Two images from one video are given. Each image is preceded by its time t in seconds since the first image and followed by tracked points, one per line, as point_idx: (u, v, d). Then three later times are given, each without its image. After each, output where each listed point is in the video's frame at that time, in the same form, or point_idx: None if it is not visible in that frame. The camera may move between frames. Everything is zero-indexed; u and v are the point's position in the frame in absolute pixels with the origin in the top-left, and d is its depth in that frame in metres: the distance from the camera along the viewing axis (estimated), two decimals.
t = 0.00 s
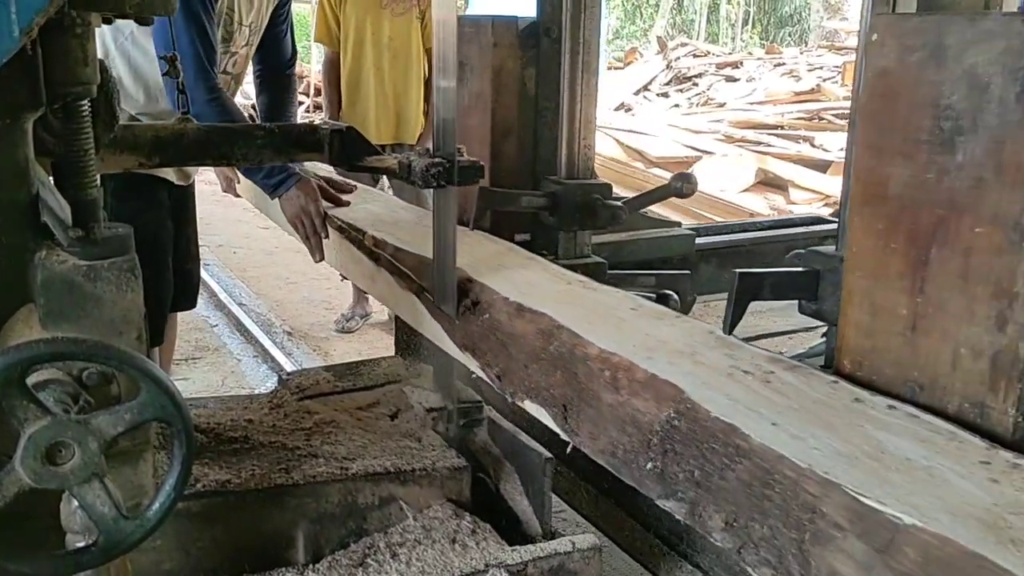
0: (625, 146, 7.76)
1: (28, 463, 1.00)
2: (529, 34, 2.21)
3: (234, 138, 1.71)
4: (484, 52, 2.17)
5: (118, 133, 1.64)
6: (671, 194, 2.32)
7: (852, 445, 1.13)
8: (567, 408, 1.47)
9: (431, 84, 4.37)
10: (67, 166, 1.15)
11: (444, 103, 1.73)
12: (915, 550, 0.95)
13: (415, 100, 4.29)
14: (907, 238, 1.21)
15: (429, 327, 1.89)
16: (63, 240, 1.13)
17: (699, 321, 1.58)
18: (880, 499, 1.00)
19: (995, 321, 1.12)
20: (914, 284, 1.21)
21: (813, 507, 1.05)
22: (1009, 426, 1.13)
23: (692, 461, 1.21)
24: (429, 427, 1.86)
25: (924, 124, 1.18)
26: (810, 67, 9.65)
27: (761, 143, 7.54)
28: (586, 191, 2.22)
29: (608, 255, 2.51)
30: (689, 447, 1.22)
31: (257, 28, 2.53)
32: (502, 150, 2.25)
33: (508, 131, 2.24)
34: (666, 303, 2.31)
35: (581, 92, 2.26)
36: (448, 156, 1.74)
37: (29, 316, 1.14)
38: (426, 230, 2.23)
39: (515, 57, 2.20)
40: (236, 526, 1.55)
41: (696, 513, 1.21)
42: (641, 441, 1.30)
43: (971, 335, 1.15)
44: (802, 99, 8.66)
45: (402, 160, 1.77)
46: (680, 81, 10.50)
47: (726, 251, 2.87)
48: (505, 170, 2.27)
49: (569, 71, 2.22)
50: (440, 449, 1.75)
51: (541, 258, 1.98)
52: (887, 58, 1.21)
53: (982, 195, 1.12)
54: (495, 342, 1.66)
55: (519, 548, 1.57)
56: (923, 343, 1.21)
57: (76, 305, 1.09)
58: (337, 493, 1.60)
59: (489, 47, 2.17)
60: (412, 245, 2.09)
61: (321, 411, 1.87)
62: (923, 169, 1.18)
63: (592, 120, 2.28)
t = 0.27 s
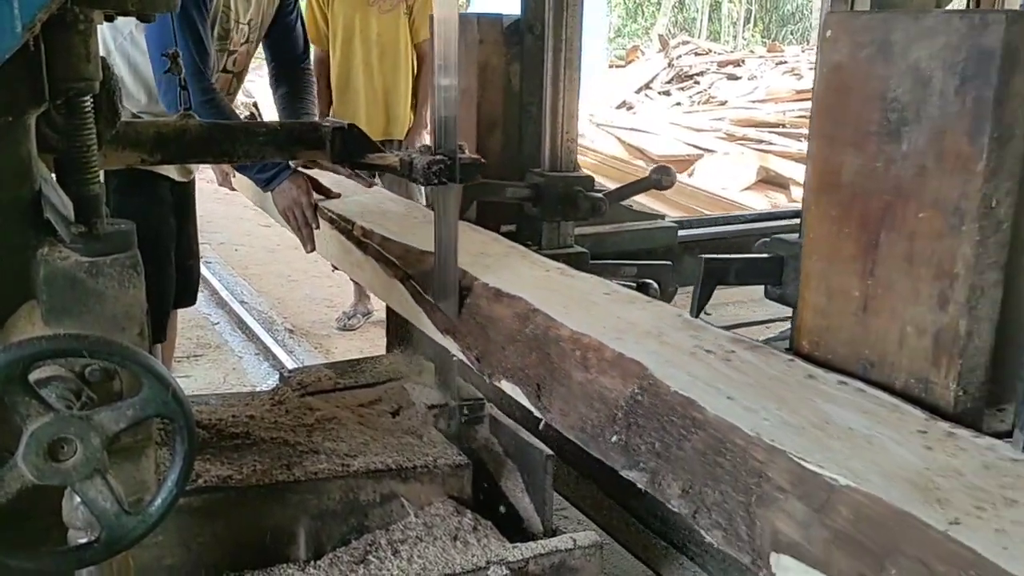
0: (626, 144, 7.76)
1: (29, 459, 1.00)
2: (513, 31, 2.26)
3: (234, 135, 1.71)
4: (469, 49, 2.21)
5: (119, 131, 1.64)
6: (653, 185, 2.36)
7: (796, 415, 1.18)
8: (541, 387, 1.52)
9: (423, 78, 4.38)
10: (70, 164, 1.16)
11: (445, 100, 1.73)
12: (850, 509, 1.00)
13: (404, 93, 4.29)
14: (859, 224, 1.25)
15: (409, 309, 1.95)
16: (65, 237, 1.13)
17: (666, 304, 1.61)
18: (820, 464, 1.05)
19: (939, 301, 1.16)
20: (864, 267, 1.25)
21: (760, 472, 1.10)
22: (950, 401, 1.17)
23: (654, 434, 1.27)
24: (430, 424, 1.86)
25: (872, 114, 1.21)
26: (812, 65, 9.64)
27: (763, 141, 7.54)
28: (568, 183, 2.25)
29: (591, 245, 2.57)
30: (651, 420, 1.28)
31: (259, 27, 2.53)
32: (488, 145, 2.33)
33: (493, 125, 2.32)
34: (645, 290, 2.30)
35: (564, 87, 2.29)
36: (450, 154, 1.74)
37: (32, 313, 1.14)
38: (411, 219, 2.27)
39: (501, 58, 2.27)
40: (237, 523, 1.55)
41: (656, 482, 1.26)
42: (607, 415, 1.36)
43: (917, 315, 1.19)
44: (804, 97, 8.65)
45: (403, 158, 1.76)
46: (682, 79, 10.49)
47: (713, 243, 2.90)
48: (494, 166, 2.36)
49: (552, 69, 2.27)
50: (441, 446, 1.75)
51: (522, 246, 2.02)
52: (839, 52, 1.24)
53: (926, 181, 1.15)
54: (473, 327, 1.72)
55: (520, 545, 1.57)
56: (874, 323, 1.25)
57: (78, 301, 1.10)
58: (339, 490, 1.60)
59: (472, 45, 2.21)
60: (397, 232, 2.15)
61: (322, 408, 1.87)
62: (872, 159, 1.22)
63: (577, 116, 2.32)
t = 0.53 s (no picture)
0: (628, 141, 7.74)
1: (33, 454, 1.01)
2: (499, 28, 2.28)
3: (235, 130, 1.71)
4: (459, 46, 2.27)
5: (123, 126, 1.64)
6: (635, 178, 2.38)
7: (754, 388, 1.21)
8: (518, 366, 1.56)
9: (416, 74, 4.42)
10: (73, 160, 1.16)
11: (448, 98, 1.73)
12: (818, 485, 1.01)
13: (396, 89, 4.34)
14: (818, 211, 1.34)
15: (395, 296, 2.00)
16: (69, 232, 1.13)
17: (639, 288, 1.66)
18: (769, 430, 1.08)
19: (888, 282, 1.24)
20: (823, 251, 1.34)
21: (714, 439, 1.13)
22: (899, 375, 1.25)
23: (620, 408, 1.29)
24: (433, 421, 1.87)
25: (829, 106, 1.30)
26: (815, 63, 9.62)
27: (765, 139, 7.53)
28: (552, 174, 2.27)
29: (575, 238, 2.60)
30: (618, 395, 1.30)
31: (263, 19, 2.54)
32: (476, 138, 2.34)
33: (479, 119, 2.32)
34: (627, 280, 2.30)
35: (548, 81, 2.30)
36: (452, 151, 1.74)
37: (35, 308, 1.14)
38: (400, 211, 2.33)
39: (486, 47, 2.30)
40: (241, 519, 1.55)
41: (622, 453, 1.28)
42: (578, 391, 1.38)
43: (870, 296, 1.27)
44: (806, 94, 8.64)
45: (406, 155, 1.76)
46: (685, 77, 10.48)
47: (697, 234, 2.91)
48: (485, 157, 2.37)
49: (538, 64, 2.28)
50: (444, 443, 1.75)
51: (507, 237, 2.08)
52: (799, 48, 1.34)
53: (876, 169, 1.24)
54: (455, 314, 1.78)
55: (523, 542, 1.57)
56: (831, 304, 1.34)
57: (82, 296, 1.10)
58: (342, 486, 1.60)
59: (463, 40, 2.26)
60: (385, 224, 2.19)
61: (325, 404, 1.87)
62: (828, 147, 1.31)
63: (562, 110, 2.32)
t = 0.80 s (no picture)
0: (627, 140, 7.73)
1: (34, 453, 1.01)
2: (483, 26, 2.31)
3: (236, 130, 1.71)
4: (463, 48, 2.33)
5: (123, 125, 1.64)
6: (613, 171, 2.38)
7: (712, 367, 1.33)
8: (493, 349, 1.65)
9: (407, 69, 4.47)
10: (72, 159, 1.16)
11: (449, 97, 1.73)
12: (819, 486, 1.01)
13: (390, 84, 4.39)
14: (776, 201, 1.44)
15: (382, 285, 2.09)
16: (69, 231, 1.13)
17: (615, 275, 1.75)
18: (721, 404, 1.19)
19: (840, 267, 1.35)
20: (781, 238, 1.44)
21: (670, 413, 1.25)
22: (850, 355, 1.35)
23: (587, 385, 1.41)
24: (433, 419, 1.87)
25: (786, 101, 1.40)
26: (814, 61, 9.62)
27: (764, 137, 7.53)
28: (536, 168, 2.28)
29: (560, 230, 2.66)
30: (585, 373, 1.41)
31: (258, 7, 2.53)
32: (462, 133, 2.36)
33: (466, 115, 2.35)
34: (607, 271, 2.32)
35: (529, 75, 2.34)
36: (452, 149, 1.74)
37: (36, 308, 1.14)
38: (386, 200, 2.41)
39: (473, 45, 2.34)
40: (241, 517, 1.55)
41: (589, 428, 1.40)
42: (550, 370, 1.49)
43: (823, 281, 1.38)
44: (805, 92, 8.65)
45: (406, 154, 1.76)
46: (683, 75, 10.48)
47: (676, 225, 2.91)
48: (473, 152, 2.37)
49: (520, 60, 2.33)
50: (444, 441, 1.75)
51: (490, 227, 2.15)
52: (758, 45, 1.43)
53: (829, 161, 1.34)
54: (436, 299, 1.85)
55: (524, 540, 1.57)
56: (788, 289, 1.44)
57: (82, 295, 1.10)
58: (342, 484, 1.60)
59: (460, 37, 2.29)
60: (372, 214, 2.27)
61: (325, 403, 1.88)
62: (786, 140, 1.41)
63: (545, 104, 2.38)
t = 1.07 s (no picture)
0: (623, 136, 7.72)
1: (23, 446, 1.00)
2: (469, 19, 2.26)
3: (230, 124, 1.70)
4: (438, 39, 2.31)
5: (115, 118, 1.63)
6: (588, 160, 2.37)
7: (667, 341, 1.39)
8: (464, 330, 1.73)
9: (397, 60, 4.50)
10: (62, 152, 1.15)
11: (444, 90, 1.71)
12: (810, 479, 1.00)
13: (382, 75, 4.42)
14: (732, 186, 1.50)
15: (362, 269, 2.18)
16: (60, 224, 1.13)
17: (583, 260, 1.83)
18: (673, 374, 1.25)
19: (791, 248, 1.40)
20: (736, 222, 1.50)
21: (625, 383, 1.30)
22: (799, 331, 1.40)
23: (549, 363, 1.47)
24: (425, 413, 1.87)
25: (740, 91, 1.46)
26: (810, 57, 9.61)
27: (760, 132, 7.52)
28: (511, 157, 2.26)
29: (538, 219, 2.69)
30: (548, 349, 1.47)
31: None
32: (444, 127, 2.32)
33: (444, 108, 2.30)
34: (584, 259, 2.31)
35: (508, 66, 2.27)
36: (446, 143, 1.74)
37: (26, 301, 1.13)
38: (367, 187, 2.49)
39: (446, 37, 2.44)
40: (233, 511, 1.55)
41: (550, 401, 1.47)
42: (514, 348, 1.55)
43: (777, 261, 1.43)
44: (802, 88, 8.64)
45: (400, 148, 1.76)
46: (681, 71, 10.46)
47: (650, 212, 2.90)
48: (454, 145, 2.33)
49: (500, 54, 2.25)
50: (438, 436, 1.75)
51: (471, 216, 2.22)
52: (716, 38, 1.50)
53: (779, 147, 1.39)
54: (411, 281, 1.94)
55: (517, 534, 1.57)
56: (743, 272, 1.50)
57: (72, 288, 1.09)
58: (335, 479, 1.60)
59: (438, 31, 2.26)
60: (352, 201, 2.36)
61: (318, 398, 1.87)
62: (741, 128, 1.47)
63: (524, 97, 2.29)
